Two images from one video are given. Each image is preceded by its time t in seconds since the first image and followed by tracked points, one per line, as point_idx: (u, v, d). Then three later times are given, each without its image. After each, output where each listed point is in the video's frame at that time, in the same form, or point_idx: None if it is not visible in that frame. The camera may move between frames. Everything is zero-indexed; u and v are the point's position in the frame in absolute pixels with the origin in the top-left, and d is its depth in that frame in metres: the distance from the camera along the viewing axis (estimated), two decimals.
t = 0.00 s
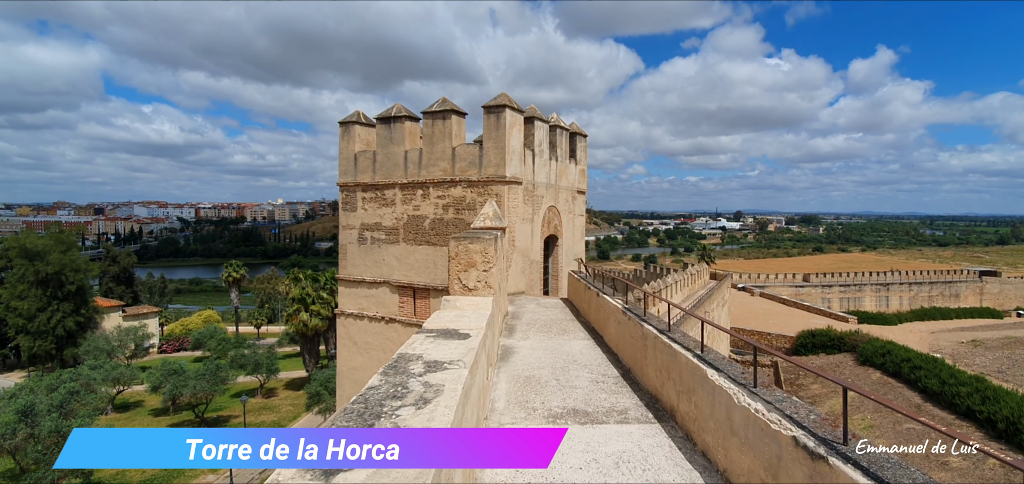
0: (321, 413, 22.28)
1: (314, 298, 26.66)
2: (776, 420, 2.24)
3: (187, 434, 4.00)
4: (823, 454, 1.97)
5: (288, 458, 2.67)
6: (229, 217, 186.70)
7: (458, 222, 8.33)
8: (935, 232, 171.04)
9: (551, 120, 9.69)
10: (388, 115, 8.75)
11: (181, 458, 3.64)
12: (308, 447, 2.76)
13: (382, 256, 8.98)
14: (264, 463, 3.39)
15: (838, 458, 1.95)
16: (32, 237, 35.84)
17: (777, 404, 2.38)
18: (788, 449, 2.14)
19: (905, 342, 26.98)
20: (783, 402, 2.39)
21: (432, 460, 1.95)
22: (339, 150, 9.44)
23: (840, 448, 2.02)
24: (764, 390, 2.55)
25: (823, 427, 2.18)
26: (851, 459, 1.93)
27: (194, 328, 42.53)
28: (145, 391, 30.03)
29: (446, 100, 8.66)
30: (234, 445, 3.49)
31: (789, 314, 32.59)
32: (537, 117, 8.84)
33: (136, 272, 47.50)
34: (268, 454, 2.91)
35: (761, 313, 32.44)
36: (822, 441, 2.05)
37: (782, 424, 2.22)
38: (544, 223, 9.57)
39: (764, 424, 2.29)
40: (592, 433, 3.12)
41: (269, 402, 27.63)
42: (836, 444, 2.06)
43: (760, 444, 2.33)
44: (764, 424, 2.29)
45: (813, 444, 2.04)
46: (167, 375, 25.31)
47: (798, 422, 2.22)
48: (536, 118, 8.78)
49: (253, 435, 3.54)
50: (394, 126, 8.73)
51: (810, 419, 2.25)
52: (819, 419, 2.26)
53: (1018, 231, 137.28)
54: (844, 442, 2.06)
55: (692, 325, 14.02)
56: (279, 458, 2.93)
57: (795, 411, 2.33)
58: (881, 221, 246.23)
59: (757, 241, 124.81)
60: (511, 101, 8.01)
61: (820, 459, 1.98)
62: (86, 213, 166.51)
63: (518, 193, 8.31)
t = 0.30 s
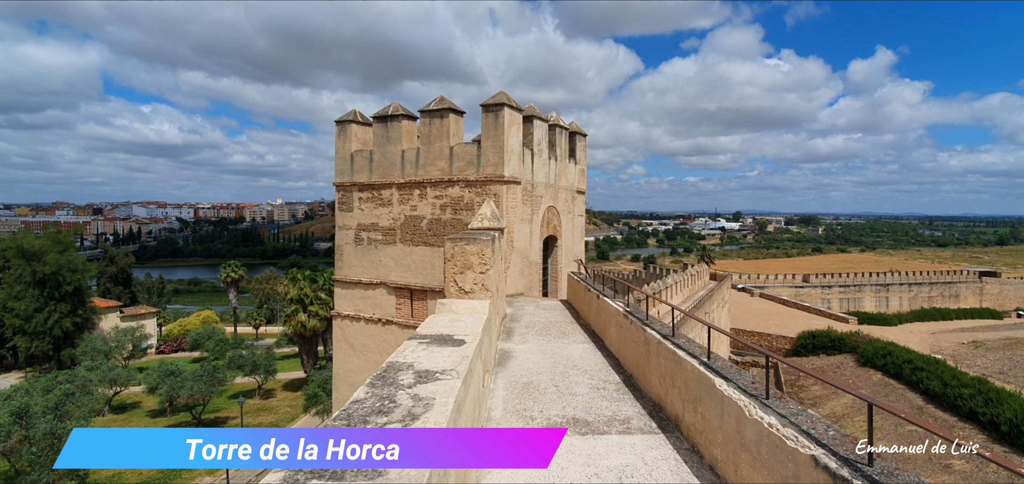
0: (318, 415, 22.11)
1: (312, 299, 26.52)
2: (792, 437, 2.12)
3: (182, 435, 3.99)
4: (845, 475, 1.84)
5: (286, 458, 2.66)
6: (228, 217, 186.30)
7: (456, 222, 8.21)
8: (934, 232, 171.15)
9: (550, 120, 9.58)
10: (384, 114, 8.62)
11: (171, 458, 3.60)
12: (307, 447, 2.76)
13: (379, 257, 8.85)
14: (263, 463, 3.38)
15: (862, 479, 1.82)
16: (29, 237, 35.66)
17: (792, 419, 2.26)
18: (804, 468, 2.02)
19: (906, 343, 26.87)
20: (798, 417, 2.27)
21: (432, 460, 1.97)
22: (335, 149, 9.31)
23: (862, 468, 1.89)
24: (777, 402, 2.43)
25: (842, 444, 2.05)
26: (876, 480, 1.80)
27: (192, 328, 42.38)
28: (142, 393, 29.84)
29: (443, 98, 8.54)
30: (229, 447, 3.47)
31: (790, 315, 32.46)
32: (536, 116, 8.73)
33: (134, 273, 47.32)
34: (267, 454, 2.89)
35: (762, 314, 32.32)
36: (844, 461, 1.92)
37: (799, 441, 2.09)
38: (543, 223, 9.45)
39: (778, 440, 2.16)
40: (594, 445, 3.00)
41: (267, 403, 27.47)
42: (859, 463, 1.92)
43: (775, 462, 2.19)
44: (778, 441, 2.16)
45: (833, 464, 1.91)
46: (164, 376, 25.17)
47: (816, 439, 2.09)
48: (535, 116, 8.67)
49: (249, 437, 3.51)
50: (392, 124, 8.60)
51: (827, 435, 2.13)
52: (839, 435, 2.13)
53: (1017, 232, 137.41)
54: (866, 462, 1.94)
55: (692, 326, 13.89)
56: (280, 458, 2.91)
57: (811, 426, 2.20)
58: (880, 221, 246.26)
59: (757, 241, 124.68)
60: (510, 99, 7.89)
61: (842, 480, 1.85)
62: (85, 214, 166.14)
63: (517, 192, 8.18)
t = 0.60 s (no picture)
0: (316, 417, 21.93)
1: (310, 300, 26.34)
2: (812, 457, 1.99)
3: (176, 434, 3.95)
4: None
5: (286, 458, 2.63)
6: (227, 217, 186.03)
7: (454, 223, 8.08)
8: (933, 232, 171.08)
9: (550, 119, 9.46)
10: (381, 113, 8.49)
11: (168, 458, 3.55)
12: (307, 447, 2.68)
13: (376, 258, 8.72)
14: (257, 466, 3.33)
15: None
16: (26, 237, 35.50)
17: (810, 437, 2.14)
18: None
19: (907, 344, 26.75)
20: (817, 435, 2.15)
21: (433, 460, 1.98)
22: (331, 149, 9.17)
23: None
24: (793, 417, 2.31)
25: (867, 467, 1.92)
26: None
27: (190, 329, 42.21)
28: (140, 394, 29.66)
29: (441, 97, 8.40)
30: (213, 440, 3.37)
31: (790, 316, 32.32)
32: (535, 115, 8.61)
33: (132, 273, 47.14)
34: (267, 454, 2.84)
35: (762, 315, 32.17)
36: None
37: (819, 462, 1.96)
38: (542, 224, 9.32)
39: (797, 461, 2.03)
40: (595, 458, 2.88)
41: (264, 404, 27.30)
42: None
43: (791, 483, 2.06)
44: (796, 461, 2.03)
45: None
46: (161, 378, 25.01)
47: (838, 460, 1.96)
48: (534, 115, 8.55)
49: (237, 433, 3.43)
50: (389, 123, 8.48)
51: (851, 456, 2.01)
52: (862, 456, 2.00)
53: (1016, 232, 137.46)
54: None
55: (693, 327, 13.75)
56: (279, 458, 2.83)
57: (832, 446, 2.07)
58: (880, 222, 246.13)
59: (756, 242, 124.55)
60: (508, 98, 7.76)
61: None
62: (84, 214, 165.91)
63: (516, 193, 8.07)
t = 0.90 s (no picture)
0: (314, 419, 21.78)
1: (310, 300, 26.16)
2: (838, 477, 1.86)
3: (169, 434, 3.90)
4: None
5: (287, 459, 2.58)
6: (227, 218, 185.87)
7: (452, 223, 7.96)
8: (933, 233, 170.96)
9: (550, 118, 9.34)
10: (380, 111, 8.36)
11: (157, 460, 3.49)
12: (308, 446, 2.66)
13: (374, 259, 8.59)
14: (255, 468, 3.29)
15: None
16: (25, 238, 35.38)
17: (835, 455, 2.01)
18: None
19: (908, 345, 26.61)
20: (842, 452, 2.02)
21: (431, 460, 1.97)
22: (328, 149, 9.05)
23: None
24: (813, 431, 2.19)
25: None
26: None
27: (189, 330, 42.08)
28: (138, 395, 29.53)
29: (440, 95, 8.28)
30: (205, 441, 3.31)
31: (792, 317, 32.17)
32: (536, 114, 8.49)
33: (131, 274, 47.01)
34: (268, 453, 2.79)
35: (764, 316, 32.01)
36: None
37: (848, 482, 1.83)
38: (542, 224, 9.20)
39: (821, 481, 1.90)
40: (598, 470, 2.76)
41: (263, 406, 27.17)
42: None
43: None
44: (821, 480, 1.90)
45: None
46: (159, 379, 24.86)
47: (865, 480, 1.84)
48: (534, 114, 8.44)
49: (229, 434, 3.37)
50: (387, 122, 8.36)
51: (877, 475, 1.89)
52: (890, 478, 1.87)
53: (1016, 233, 137.35)
54: None
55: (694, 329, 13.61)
56: (279, 458, 2.79)
57: (859, 465, 1.94)
58: (879, 223, 245.99)
59: (756, 243, 124.44)
60: (508, 96, 7.64)
61: None
62: (84, 214, 165.68)
63: (516, 193, 7.95)
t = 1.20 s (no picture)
0: (313, 420, 21.61)
1: (309, 301, 26.02)
2: None
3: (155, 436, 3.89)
4: None
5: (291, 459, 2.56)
6: (227, 218, 185.61)
7: (453, 224, 7.83)
8: (934, 234, 170.65)
9: (552, 117, 9.19)
10: (379, 110, 8.22)
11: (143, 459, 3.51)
12: (307, 448, 2.61)
13: (372, 260, 8.46)
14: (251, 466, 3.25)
15: None
16: (24, 238, 35.23)
17: (871, 477, 1.88)
18: None
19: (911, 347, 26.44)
20: (878, 475, 1.89)
21: (435, 461, 1.94)
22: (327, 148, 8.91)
23: None
24: (845, 452, 2.06)
25: None
26: None
27: (189, 330, 41.94)
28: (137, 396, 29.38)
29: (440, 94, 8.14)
30: (191, 440, 3.27)
31: (794, 319, 32.00)
32: (538, 113, 8.35)
33: (131, 274, 46.84)
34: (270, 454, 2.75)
35: (765, 318, 31.85)
36: None
37: None
38: (544, 225, 9.06)
39: None
40: None
41: (263, 407, 27.02)
42: None
43: None
44: None
45: None
46: (158, 380, 24.70)
47: None
48: (536, 113, 8.29)
49: (221, 432, 3.35)
50: (386, 121, 8.21)
51: None
52: None
53: (1018, 234, 137.13)
54: None
55: (697, 330, 13.46)
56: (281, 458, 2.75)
57: None
58: (880, 224, 245.64)
59: (756, 244, 124.22)
60: (509, 94, 7.50)
61: None
62: (84, 214, 165.30)
63: (517, 193, 7.80)
